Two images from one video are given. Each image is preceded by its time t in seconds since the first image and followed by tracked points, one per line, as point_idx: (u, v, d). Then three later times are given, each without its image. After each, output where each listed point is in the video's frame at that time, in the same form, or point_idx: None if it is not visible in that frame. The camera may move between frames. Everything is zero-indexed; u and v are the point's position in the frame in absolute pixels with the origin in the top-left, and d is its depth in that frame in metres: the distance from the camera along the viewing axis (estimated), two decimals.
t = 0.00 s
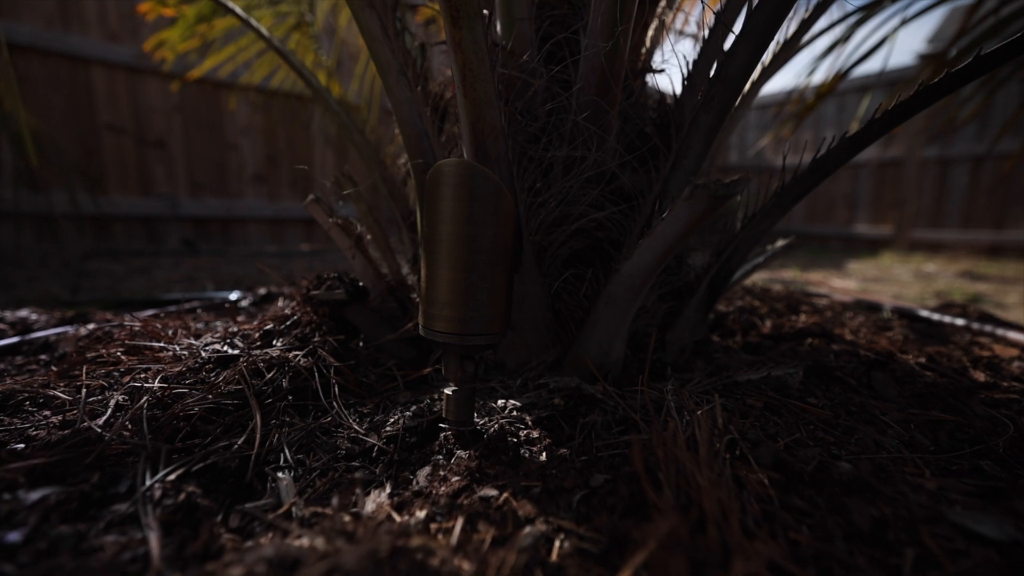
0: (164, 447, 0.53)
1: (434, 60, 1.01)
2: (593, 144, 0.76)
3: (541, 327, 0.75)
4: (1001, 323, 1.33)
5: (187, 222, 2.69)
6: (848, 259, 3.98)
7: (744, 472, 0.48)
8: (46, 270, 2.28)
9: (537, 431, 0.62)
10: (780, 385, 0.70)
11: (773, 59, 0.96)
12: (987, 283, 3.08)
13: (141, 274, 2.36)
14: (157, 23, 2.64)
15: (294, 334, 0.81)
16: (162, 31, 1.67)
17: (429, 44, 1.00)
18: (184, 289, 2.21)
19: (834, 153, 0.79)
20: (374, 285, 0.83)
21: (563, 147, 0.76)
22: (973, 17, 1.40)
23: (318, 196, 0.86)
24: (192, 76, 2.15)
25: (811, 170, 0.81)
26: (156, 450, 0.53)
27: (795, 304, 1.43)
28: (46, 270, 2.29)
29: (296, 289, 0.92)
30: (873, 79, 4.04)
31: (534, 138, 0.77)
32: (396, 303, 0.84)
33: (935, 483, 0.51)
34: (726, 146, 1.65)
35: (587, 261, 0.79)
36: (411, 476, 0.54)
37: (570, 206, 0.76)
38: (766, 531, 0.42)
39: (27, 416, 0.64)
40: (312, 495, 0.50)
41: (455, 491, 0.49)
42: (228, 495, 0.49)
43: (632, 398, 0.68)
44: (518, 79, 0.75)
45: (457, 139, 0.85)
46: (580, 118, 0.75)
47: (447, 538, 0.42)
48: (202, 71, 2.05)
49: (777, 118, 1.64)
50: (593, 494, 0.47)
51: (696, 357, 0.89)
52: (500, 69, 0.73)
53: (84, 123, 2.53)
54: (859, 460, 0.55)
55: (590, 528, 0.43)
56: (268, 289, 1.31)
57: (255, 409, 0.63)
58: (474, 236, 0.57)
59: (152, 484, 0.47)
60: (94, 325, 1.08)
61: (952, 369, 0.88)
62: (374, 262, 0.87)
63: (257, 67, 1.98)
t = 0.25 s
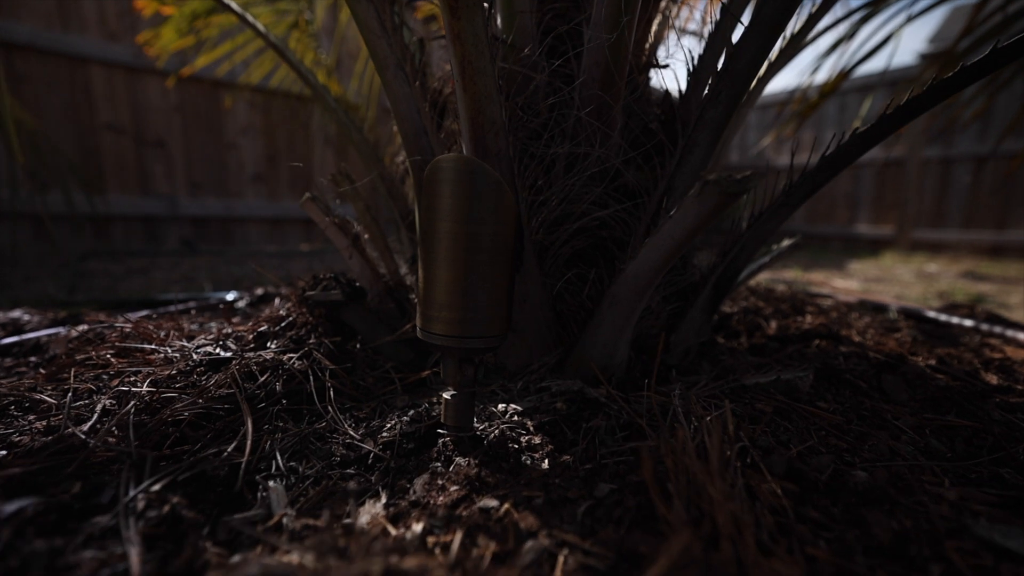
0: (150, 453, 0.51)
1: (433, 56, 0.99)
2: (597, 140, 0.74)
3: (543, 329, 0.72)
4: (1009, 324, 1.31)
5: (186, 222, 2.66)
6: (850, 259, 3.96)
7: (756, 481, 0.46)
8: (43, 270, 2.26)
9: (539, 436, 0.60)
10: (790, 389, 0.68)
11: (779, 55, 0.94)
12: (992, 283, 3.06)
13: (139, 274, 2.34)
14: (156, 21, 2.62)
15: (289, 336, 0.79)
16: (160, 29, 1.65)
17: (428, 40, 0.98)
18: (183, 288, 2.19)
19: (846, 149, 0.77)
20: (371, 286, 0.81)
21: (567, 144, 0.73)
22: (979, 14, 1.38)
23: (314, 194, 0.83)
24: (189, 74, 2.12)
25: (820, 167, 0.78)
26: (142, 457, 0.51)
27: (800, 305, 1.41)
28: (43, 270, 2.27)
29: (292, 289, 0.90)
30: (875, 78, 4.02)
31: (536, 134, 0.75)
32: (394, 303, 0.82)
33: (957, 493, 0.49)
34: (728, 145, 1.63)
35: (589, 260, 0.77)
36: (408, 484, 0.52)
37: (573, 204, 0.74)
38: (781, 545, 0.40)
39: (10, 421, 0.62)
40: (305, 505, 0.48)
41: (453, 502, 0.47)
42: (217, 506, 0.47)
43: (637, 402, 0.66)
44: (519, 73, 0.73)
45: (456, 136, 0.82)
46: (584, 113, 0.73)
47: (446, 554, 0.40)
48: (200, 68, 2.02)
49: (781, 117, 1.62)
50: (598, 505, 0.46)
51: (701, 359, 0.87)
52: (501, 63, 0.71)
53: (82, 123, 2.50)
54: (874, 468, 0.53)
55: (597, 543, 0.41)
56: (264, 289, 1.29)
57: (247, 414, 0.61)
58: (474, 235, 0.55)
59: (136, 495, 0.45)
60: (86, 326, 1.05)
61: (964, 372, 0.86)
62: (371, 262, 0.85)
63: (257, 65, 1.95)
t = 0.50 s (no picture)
0: (138, 461, 0.50)
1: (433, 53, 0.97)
2: (601, 137, 0.72)
3: (545, 331, 0.70)
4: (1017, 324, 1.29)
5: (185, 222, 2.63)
6: (851, 259, 3.94)
7: (769, 491, 0.44)
8: (40, 270, 2.24)
9: (542, 442, 0.58)
10: (800, 393, 0.66)
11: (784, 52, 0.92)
12: (996, 282, 3.03)
13: (138, 274, 2.32)
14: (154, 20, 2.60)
15: (285, 338, 0.77)
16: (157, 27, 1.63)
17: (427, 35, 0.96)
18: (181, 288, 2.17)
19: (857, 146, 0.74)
20: (369, 287, 0.79)
21: (570, 141, 0.71)
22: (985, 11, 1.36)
23: (311, 193, 0.81)
24: (187, 72, 2.09)
25: (830, 165, 0.74)
26: (130, 465, 0.50)
27: (805, 306, 1.39)
28: (40, 270, 2.25)
29: (288, 290, 0.88)
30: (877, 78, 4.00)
31: (538, 131, 0.73)
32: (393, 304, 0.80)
33: (979, 503, 0.47)
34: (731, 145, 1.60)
35: (591, 260, 0.75)
36: (406, 493, 0.50)
37: (576, 203, 0.72)
38: (797, 561, 0.38)
39: None
40: (299, 515, 0.46)
41: (452, 513, 0.46)
42: (207, 517, 0.45)
43: (642, 406, 0.64)
44: (521, 68, 0.71)
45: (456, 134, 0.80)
46: (587, 110, 0.71)
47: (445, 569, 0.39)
48: (198, 65, 2.00)
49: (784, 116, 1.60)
50: (604, 517, 0.44)
51: (706, 361, 0.85)
52: (501, 58, 0.69)
53: (81, 122, 2.48)
54: (891, 476, 0.51)
55: (603, 558, 0.39)
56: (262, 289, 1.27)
57: (240, 420, 0.59)
58: (473, 236, 0.53)
59: (119, 506, 0.44)
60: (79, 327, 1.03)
61: (976, 374, 0.85)
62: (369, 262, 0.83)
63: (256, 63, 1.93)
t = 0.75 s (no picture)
0: (124, 471, 0.48)
1: (432, 49, 0.95)
2: (606, 134, 0.70)
3: (548, 333, 0.68)
4: None
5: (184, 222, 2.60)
6: (852, 259, 3.92)
7: (784, 503, 0.42)
8: (38, 270, 2.22)
9: (546, 449, 0.56)
10: (811, 397, 0.64)
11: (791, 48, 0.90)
12: (999, 282, 3.02)
13: (136, 274, 2.30)
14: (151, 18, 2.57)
15: (280, 340, 0.75)
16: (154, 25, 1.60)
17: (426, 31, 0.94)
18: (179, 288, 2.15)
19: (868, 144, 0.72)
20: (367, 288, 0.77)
21: (575, 138, 0.69)
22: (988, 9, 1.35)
23: (307, 191, 0.79)
24: (186, 70, 2.07)
25: (837, 163, 0.73)
26: (116, 474, 0.48)
27: (810, 306, 1.37)
28: (38, 270, 2.23)
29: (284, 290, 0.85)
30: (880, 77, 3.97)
31: (540, 127, 0.71)
32: (391, 305, 0.78)
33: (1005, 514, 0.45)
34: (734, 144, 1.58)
35: (595, 260, 0.73)
36: (405, 503, 0.48)
37: (581, 202, 0.70)
38: None
39: None
40: (292, 527, 0.44)
41: (451, 525, 0.44)
42: (196, 530, 0.43)
43: (649, 411, 0.61)
44: (523, 62, 0.69)
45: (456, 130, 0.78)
46: (591, 105, 0.69)
47: None
48: (197, 64, 1.97)
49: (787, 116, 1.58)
50: (611, 530, 0.42)
51: (711, 363, 0.83)
52: (502, 51, 0.67)
53: (79, 122, 2.46)
54: (909, 485, 0.49)
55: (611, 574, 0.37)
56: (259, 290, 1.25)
57: (232, 426, 0.57)
58: (475, 235, 0.51)
59: (102, 519, 0.42)
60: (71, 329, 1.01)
61: (988, 377, 0.83)
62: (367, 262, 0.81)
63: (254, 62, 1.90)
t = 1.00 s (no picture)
0: (112, 477, 0.46)
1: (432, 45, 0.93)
2: (610, 129, 0.68)
3: (550, 334, 0.66)
4: None
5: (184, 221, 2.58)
6: (853, 259, 3.91)
7: (799, 513, 0.40)
8: (36, 271, 2.21)
9: (550, 455, 0.54)
10: (822, 402, 0.62)
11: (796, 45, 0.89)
12: (1002, 282, 3.00)
13: (136, 274, 2.28)
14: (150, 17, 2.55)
15: (276, 341, 0.73)
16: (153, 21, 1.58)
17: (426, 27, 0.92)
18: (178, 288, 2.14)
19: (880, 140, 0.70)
20: (365, 288, 0.75)
21: (579, 135, 0.67)
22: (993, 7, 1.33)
23: (305, 190, 0.78)
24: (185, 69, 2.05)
25: (848, 160, 0.69)
26: (104, 481, 0.46)
27: (815, 306, 1.36)
28: (36, 271, 2.21)
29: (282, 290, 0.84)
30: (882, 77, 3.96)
31: (543, 124, 0.69)
32: (390, 306, 0.76)
33: None
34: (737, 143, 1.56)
35: (597, 260, 0.71)
36: (403, 511, 0.46)
37: (585, 200, 0.68)
38: None
39: None
40: (287, 538, 0.43)
41: (452, 536, 0.42)
42: (186, 541, 0.42)
43: (655, 416, 0.60)
44: (525, 57, 0.67)
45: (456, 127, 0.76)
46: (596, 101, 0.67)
47: None
48: (197, 63, 1.96)
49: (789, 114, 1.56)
50: (619, 542, 0.41)
51: (716, 365, 0.81)
52: (504, 46, 0.65)
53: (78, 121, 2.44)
54: (927, 493, 0.47)
55: None
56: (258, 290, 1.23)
57: (225, 431, 0.55)
58: (475, 234, 0.49)
59: (87, 528, 0.40)
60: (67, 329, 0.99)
61: (1000, 379, 0.81)
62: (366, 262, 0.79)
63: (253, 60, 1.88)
